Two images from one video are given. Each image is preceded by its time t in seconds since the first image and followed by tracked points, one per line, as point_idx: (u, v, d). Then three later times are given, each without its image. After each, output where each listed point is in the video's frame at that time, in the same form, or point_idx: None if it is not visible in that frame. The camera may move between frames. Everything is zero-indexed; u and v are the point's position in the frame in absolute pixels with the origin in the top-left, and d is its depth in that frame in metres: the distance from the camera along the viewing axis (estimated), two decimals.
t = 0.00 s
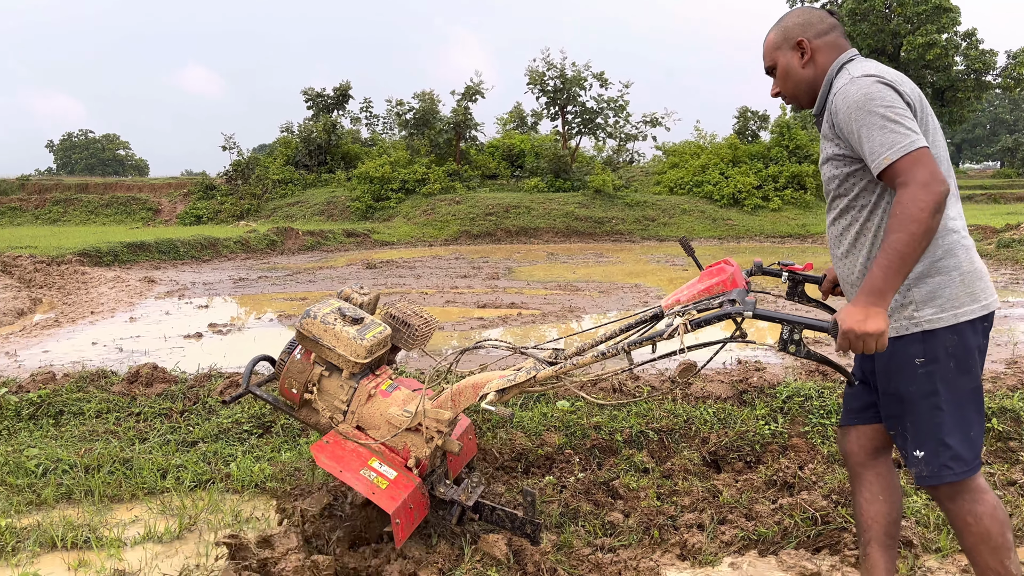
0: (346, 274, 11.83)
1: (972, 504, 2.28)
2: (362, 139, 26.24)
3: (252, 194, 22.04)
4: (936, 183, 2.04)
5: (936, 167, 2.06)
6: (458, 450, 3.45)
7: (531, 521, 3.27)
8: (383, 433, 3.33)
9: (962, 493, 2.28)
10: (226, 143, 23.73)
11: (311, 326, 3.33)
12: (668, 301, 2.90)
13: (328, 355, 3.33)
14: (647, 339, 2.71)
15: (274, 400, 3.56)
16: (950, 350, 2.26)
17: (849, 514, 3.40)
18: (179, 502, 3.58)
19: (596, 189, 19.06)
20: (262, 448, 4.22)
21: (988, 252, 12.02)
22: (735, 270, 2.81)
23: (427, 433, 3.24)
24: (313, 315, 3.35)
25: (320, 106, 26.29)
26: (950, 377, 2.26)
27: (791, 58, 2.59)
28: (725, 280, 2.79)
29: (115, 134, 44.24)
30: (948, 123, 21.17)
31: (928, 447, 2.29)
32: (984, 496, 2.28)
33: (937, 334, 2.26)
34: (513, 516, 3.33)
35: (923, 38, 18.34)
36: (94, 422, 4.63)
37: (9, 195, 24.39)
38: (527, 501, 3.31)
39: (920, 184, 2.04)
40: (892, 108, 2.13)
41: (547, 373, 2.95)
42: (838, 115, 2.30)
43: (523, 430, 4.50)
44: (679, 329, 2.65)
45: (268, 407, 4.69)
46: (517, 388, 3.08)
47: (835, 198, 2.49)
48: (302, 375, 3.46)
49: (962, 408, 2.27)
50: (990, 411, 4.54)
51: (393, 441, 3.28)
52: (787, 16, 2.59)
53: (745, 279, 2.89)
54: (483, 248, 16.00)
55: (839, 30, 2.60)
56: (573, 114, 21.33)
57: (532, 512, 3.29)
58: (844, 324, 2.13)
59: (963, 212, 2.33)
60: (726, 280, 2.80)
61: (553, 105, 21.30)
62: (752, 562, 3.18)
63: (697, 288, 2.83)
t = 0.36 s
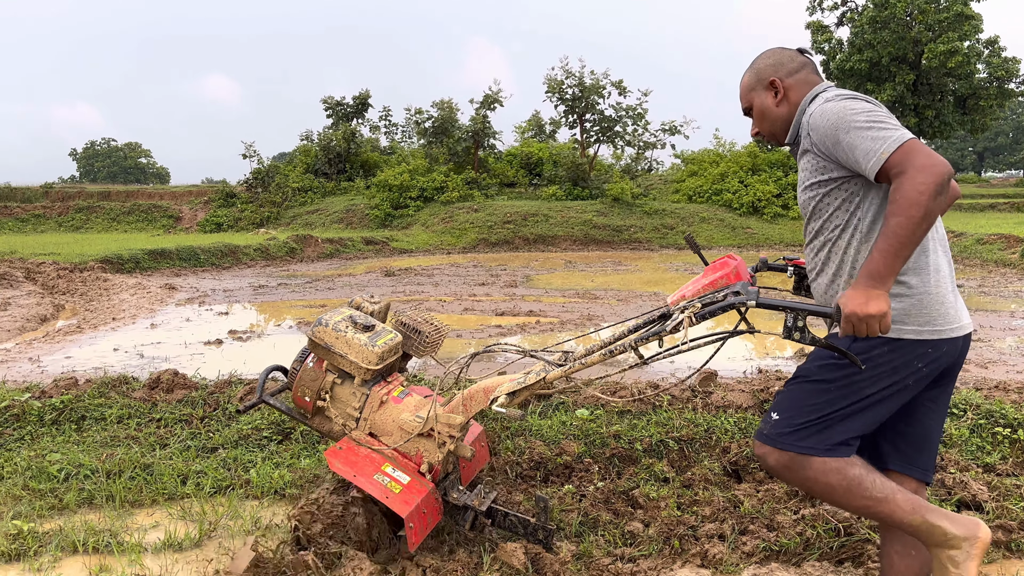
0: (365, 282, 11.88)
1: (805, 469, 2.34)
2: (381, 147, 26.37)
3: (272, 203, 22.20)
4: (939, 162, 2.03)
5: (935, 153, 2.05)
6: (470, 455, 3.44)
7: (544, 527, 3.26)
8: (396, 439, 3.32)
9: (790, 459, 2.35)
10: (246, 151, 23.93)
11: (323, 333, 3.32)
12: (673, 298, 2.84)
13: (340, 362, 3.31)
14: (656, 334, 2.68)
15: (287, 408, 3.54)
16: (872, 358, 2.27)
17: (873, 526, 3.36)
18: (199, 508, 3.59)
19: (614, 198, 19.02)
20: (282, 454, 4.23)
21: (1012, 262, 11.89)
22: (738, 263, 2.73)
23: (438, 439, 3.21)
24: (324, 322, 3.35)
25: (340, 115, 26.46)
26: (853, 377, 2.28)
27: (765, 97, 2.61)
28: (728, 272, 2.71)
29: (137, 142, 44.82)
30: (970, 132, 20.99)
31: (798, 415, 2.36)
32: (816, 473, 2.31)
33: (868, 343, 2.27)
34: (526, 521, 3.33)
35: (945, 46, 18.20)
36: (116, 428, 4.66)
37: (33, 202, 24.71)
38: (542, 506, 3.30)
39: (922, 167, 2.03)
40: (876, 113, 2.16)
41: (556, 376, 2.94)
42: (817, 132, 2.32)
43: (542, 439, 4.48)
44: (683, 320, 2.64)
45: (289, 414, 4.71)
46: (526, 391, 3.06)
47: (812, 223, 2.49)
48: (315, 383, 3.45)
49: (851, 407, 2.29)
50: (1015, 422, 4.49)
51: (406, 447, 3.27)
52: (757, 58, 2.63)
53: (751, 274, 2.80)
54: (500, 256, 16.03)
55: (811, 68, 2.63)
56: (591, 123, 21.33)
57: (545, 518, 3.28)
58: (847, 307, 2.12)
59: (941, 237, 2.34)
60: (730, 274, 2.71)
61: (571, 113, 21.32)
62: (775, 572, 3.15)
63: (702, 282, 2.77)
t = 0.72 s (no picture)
0: (378, 284, 11.91)
1: (810, 507, 2.28)
2: (394, 150, 26.43)
3: (286, 205, 22.28)
4: (934, 137, 2.00)
5: (929, 129, 2.03)
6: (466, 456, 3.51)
7: (542, 524, 3.30)
8: (391, 439, 3.37)
9: (806, 489, 2.31)
10: (260, 154, 24.04)
11: (317, 336, 3.44)
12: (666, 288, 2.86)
13: (334, 363, 3.41)
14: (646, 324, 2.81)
15: (284, 413, 3.64)
16: (882, 368, 2.22)
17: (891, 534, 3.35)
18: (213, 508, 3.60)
19: (627, 202, 18.99)
20: (296, 455, 4.25)
21: None
22: (726, 248, 2.71)
23: (434, 439, 3.24)
24: (319, 325, 3.46)
25: (353, 117, 26.54)
26: (865, 394, 2.24)
27: (763, 105, 2.63)
28: (715, 260, 2.71)
29: (152, 144, 45.12)
30: (985, 137, 20.87)
31: (814, 437, 2.32)
32: (828, 502, 2.25)
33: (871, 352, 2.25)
34: (525, 518, 3.35)
35: (961, 50, 18.09)
36: (131, 428, 4.69)
37: (49, 203, 24.89)
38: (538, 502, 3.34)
39: (917, 143, 2.01)
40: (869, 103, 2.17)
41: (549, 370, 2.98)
42: (811, 130, 2.33)
43: (556, 442, 4.48)
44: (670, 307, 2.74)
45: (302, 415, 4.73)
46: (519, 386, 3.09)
47: (815, 226, 2.45)
48: (310, 386, 3.56)
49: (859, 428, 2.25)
50: None
51: (402, 447, 3.32)
52: (754, 67, 2.64)
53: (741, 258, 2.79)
54: (513, 259, 16.02)
55: (809, 71, 2.62)
56: (604, 126, 21.32)
57: (543, 515, 3.33)
58: (833, 283, 2.14)
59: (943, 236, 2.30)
60: (717, 260, 2.71)
61: (584, 117, 21.32)
62: None
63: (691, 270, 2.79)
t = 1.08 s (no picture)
0: (389, 284, 11.95)
1: (811, 522, 2.21)
2: (406, 151, 26.50)
3: (298, 204, 22.37)
4: (925, 159, 1.97)
5: (923, 151, 1.98)
6: (452, 453, 3.49)
7: (525, 519, 3.24)
8: (374, 436, 3.41)
9: (807, 505, 2.23)
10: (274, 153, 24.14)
11: (300, 335, 3.54)
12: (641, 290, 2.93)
13: (317, 362, 3.51)
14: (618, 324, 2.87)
15: (273, 411, 3.74)
16: (872, 375, 2.15)
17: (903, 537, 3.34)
18: (227, 506, 3.63)
19: (639, 203, 18.97)
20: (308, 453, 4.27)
21: None
22: (701, 253, 2.78)
23: (415, 435, 3.29)
24: (302, 324, 3.56)
25: (366, 118, 26.63)
26: (854, 402, 2.16)
27: (763, 92, 2.56)
28: (690, 264, 2.77)
29: (165, 143, 45.37)
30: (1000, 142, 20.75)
31: (807, 450, 2.24)
32: (828, 516, 2.19)
33: (859, 356, 2.17)
34: (508, 513, 3.30)
35: (976, 54, 17.98)
36: (144, 424, 4.72)
37: (64, 201, 25.07)
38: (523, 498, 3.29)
39: (906, 166, 1.97)
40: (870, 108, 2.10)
41: (525, 367, 3.09)
42: (807, 126, 2.26)
43: (566, 443, 4.48)
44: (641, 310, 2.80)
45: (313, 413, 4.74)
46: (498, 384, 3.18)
47: (809, 223, 2.42)
48: (295, 384, 3.65)
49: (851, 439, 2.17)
50: None
51: (384, 444, 3.35)
52: (753, 52, 2.58)
53: (715, 263, 2.86)
54: (523, 260, 16.03)
55: (811, 57, 2.56)
56: (617, 128, 21.31)
57: (525, 509, 3.26)
58: (801, 294, 2.13)
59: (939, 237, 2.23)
60: (693, 264, 2.78)
61: (597, 118, 21.32)
62: None
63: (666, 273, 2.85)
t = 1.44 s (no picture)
0: (399, 284, 11.97)
1: (811, 540, 2.20)
2: (417, 151, 26.54)
3: (309, 204, 22.43)
4: (892, 155, 1.96)
5: (891, 146, 1.98)
6: (441, 447, 3.58)
7: (509, 513, 3.32)
8: (363, 429, 3.50)
9: (808, 524, 2.21)
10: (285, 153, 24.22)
11: (291, 328, 3.61)
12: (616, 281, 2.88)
13: (308, 356, 3.58)
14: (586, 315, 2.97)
15: (266, 403, 3.84)
16: (861, 386, 2.14)
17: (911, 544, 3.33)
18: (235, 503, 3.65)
19: (649, 206, 18.93)
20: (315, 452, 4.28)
21: None
22: (672, 244, 2.70)
23: (401, 428, 3.35)
24: (293, 318, 3.63)
25: (378, 118, 26.68)
26: (845, 415, 2.15)
27: (743, 99, 2.58)
28: (660, 254, 2.71)
29: (177, 141, 45.53)
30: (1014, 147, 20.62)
31: (802, 466, 2.23)
32: (829, 534, 2.17)
33: (848, 367, 2.16)
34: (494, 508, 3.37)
35: (990, 59, 17.88)
36: (153, 421, 4.74)
37: (77, 198, 25.23)
38: (508, 493, 3.36)
39: (874, 160, 1.96)
40: (841, 104, 2.10)
41: (504, 362, 3.15)
42: (783, 126, 2.27)
43: (573, 445, 4.48)
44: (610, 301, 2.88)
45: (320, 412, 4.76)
46: (480, 378, 3.27)
47: (793, 228, 2.41)
48: (287, 378, 3.71)
49: (842, 451, 2.15)
50: None
51: (372, 436, 3.43)
52: (734, 59, 2.58)
53: (689, 254, 2.76)
54: (533, 261, 16.02)
55: (792, 63, 2.56)
56: (628, 130, 21.28)
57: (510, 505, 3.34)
58: (756, 278, 2.15)
59: (927, 240, 2.21)
60: (662, 255, 2.71)
61: (608, 120, 21.30)
62: None
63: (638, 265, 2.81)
